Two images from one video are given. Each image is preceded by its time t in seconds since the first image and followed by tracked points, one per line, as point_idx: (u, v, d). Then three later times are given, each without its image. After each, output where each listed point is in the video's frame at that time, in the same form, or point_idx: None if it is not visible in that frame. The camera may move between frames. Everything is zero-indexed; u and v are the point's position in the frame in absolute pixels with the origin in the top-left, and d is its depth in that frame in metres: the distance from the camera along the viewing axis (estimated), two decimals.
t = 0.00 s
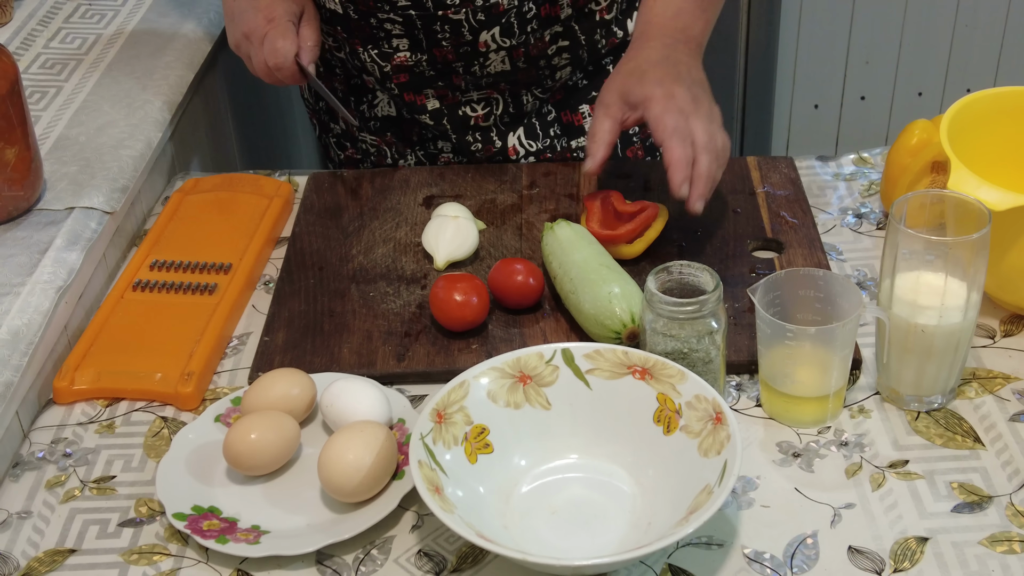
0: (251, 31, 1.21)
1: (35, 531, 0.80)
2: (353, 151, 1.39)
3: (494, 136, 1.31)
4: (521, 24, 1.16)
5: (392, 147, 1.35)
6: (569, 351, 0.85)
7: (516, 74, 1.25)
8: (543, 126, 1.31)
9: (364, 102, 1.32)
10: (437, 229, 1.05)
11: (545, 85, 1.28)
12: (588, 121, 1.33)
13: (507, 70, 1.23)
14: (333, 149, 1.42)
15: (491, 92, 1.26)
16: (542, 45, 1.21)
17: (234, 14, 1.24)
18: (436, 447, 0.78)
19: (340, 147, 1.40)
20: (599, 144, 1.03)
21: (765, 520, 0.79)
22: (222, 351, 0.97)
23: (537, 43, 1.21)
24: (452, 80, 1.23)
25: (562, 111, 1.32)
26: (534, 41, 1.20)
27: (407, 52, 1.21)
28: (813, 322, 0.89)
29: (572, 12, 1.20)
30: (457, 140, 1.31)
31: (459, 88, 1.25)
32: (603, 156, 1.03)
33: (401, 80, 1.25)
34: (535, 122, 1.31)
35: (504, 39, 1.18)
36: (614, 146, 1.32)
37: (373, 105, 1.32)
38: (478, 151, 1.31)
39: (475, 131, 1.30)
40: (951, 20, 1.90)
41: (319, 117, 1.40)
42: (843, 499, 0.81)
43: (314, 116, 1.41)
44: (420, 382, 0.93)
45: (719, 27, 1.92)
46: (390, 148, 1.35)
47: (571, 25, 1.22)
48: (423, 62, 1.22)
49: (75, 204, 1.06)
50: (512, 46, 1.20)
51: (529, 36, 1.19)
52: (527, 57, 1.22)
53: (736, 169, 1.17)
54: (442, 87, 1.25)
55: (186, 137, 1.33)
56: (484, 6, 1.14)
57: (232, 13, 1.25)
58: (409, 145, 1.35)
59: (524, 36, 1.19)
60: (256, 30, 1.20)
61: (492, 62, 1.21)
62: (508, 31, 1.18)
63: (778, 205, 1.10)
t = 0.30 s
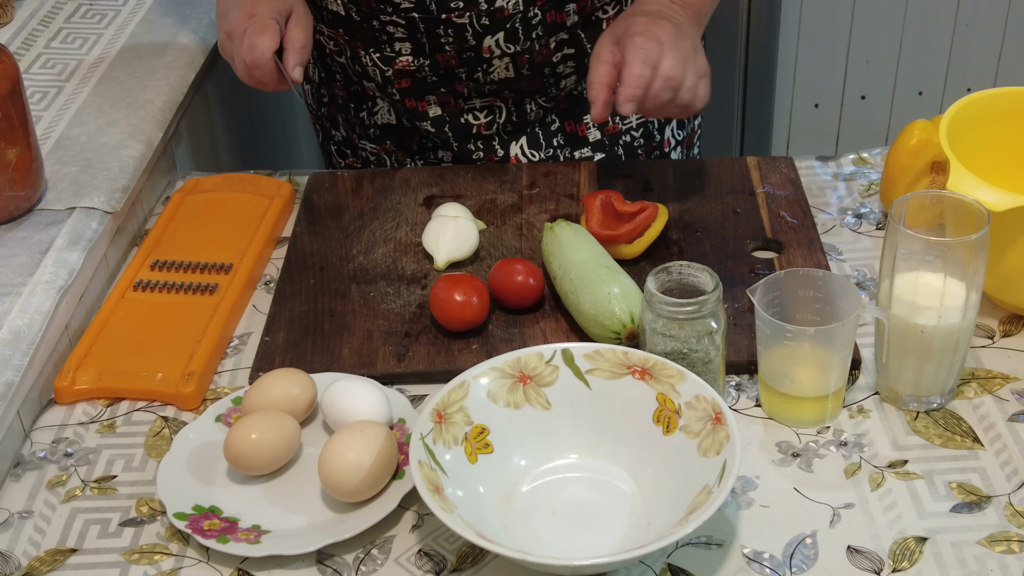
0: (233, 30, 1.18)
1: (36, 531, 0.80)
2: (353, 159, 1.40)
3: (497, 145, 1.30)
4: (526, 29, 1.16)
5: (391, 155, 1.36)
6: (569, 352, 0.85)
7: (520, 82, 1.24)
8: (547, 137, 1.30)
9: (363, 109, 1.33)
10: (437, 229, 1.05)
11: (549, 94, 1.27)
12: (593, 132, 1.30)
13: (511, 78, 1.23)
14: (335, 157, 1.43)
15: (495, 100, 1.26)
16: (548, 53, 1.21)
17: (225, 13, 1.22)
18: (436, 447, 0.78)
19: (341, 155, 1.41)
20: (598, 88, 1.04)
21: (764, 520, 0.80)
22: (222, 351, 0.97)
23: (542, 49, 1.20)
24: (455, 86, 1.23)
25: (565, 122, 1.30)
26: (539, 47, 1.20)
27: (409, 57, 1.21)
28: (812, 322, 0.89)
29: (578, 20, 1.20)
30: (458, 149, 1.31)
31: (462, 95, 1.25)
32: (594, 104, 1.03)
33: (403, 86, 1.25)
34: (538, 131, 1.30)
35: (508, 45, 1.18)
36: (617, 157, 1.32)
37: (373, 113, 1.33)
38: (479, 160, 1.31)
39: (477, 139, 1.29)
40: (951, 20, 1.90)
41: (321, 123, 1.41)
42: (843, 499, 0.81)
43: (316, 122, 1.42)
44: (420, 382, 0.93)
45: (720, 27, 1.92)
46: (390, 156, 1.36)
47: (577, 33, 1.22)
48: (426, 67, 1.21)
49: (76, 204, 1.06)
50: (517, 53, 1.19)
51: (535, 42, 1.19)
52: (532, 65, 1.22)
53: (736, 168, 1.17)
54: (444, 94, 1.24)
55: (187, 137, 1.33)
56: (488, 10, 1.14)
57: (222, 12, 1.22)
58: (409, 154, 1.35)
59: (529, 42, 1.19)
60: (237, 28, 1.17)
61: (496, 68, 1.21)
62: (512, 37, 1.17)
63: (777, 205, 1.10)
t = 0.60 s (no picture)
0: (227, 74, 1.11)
1: (36, 528, 0.80)
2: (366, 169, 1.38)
3: (519, 151, 1.29)
4: (555, 33, 1.13)
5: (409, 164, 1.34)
6: (569, 349, 0.85)
7: (545, 87, 1.21)
8: (569, 140, 1.28)
9: (381, 118, 1.30)
10: (438, 226, 1.05)
11: (573, 97, 1.25)
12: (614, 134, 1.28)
13: (536, 83, 1.20)
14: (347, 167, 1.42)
15: (519, 106, 1.24)
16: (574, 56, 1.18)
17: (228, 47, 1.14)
18: (436, 444, 0.78)
19: (354, 164, 1.39)
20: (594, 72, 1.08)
21: (764, 517, 0.80)
22: (223, 348, 0.97)
23: (568, 53, 1.18)
24: (480, 94, 1.20)
25: (586, 124, 1.27)
26: (565, 51, 1.17)
27: (434, 65, 1.17)
28: (813, 320, 0.89)
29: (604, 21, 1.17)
30: (481, 153, 1.30)
31: (487, 102, 1.22)
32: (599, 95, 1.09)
33: (427, 94, 1.22)
34: (561, 136, 1.28)
35: (537, 49, 1.15)
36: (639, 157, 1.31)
37: (390, 123, 1.30)
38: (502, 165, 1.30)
39: (500, 146, 1.27)
40: (952, 18, 1.90)
41: (331, 134, 1.38)
42: (843, 497, 0.81)
43: (325, 132, 1.40)
44: (420, 379, 0.93)
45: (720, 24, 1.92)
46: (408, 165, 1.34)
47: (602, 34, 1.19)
48: (451, 75, 1.18)
49: (76, 202, 1.06)
50: (545, 57, 1.16)
51: (562, 46, 1.16)
52: (558, 69, 1.19)
53: (736, 166, 1.17)
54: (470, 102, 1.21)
55: (187, 135, 1.33)
56: (518, 15, 1.11)
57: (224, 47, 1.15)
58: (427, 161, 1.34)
59: (557, 46, 1.16)
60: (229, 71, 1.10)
61: (522, 74, 1.18)
62: (541, 41, 1.14)
63: (778, 203, 1.10)
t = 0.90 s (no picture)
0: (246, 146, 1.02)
1: (37, 526, 0.80)
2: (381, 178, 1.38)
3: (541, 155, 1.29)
4: (586, 37, 1.12)
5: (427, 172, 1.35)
6: (571, 347, 0.85)
7: (572, 91, 1.20)
8: (591, 142, 1.28)
9: (400, 130, 1.29)
10: (438, 224, 1.05)
11: (597, 100, 1.24)
12: (635, 133, 1.28)
13: (565, 87, 1.19)
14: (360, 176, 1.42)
15: (544, 110, 1.23)
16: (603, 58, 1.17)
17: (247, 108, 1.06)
18: (437, 442, 0.78)
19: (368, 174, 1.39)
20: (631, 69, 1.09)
21: (765, 515, 0.80)
22: (223, 346, 0.97)
23: (597, 55, 1.17)
24: (509, 100, 1.19)
25: (608, 125, 1.28)
26: (594, 54, 1.16)
27: (463, 74, 1.16)
28: (814, 317, 0.89)
29: (631, 21, 1.17)
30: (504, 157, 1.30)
31: (514, 108, 1.21)
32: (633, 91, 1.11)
33: (454, 104, 1.20)
34: (582, 139, 1.28)
35: (568, 54, 1.14)
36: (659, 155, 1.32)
37: (410, 133, 1.30)
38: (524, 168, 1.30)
39: (524, 151, 1.27)
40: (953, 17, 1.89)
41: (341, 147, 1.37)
42: (845, 494, 0.81)
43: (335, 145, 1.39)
44: (421, 378, 0.93)
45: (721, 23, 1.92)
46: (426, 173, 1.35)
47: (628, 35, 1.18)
48: (480, 84, 1.17)
49: (77, 200, 1.06)
50: (574, 61, 1.15)
51: (591, 49, 1.15)
52: (587, 72, 1.18)
53: (737, 164, 1.16)
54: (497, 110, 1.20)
55: (188, 133, 1.33)
56: (552, 21, 1.09)
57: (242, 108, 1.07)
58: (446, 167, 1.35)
59: (587, 49, 1.15)
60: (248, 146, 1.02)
61: (552, 79, 1.17)
62: (572, 45, 1.13)
63: (779, 200, 1.10)
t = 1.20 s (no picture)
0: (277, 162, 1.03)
1: (47, 514, 0.79)
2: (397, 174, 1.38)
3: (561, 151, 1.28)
4: (612, 31, 1.12)
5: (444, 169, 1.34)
6: (586, 333, 0.84)
7: (595, 85, 1.20)
8: (611, 137, 1.28)
9: (420, 126, 1.28)
10: (449, 212, 1.04)
11: (619, 94, 1.23)
12: (656, 127, 1.28)
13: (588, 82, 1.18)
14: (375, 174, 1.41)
15: (566, 106, 1.22)
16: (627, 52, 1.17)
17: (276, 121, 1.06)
18: (452, 429, 0.77)
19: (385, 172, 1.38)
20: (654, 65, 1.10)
21: (783, 502, 0.79)
22: (234, 334, 0.96)
23: (621, 49, 1.16)
24: (531, 96, 1.18)
25: (629, 119, 1.27)
26: (618, 48, 1.16)
27: (486, 70, 1.15)
28: (831, 304, 0.88)
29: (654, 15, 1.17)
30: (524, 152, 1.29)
31: (536, 104, 1.20)
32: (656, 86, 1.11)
33: (476, 100, 1.20)
34: (602, 133, 1.28)
35: (593, 49, 1.13)
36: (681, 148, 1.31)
37: (429, 130, 1.28)
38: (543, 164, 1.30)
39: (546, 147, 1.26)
40: (960, 10, 1.89)
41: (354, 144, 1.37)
42: (864, 481, 0.80)
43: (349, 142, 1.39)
44: (434, 365, 0.92)
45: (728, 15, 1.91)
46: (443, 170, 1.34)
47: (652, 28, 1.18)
48: (503, 79, 1.16)
49: (85, 187, 1.05)
50: (599, 55, 1.14)
51: (616, 43, 1.15)
52: (610, 66, 1.17)
53: (749, 152, 1.16)
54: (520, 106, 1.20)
55: (195, 122, 1.32)
56: (578, 16, 1.09)
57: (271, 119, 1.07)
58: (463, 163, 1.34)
59: (611, 44, 1.14)
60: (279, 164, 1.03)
61: (576, 74, 1.16)
62: (597, 40, 1.12)
63: (792, 188, 1.09)
